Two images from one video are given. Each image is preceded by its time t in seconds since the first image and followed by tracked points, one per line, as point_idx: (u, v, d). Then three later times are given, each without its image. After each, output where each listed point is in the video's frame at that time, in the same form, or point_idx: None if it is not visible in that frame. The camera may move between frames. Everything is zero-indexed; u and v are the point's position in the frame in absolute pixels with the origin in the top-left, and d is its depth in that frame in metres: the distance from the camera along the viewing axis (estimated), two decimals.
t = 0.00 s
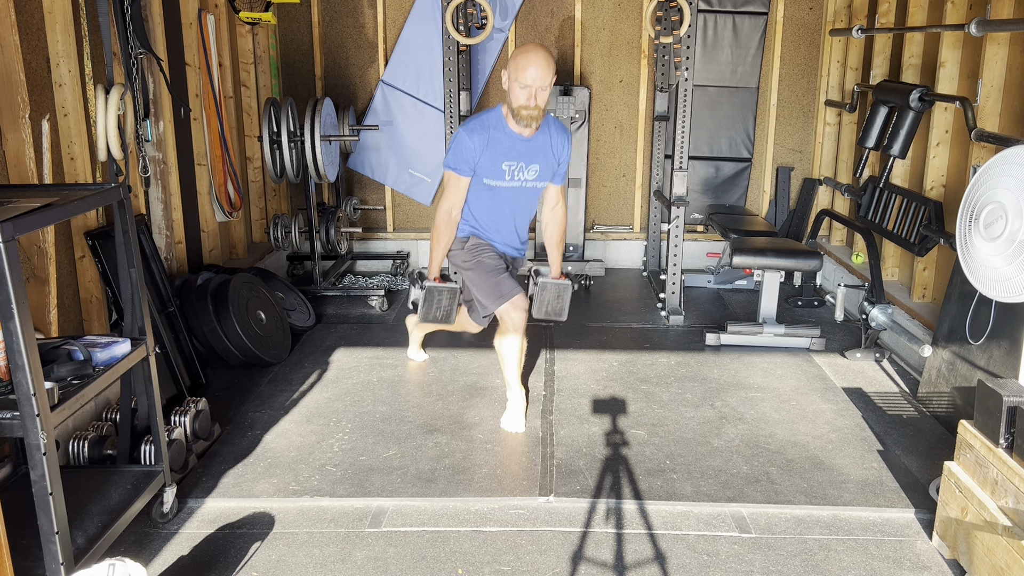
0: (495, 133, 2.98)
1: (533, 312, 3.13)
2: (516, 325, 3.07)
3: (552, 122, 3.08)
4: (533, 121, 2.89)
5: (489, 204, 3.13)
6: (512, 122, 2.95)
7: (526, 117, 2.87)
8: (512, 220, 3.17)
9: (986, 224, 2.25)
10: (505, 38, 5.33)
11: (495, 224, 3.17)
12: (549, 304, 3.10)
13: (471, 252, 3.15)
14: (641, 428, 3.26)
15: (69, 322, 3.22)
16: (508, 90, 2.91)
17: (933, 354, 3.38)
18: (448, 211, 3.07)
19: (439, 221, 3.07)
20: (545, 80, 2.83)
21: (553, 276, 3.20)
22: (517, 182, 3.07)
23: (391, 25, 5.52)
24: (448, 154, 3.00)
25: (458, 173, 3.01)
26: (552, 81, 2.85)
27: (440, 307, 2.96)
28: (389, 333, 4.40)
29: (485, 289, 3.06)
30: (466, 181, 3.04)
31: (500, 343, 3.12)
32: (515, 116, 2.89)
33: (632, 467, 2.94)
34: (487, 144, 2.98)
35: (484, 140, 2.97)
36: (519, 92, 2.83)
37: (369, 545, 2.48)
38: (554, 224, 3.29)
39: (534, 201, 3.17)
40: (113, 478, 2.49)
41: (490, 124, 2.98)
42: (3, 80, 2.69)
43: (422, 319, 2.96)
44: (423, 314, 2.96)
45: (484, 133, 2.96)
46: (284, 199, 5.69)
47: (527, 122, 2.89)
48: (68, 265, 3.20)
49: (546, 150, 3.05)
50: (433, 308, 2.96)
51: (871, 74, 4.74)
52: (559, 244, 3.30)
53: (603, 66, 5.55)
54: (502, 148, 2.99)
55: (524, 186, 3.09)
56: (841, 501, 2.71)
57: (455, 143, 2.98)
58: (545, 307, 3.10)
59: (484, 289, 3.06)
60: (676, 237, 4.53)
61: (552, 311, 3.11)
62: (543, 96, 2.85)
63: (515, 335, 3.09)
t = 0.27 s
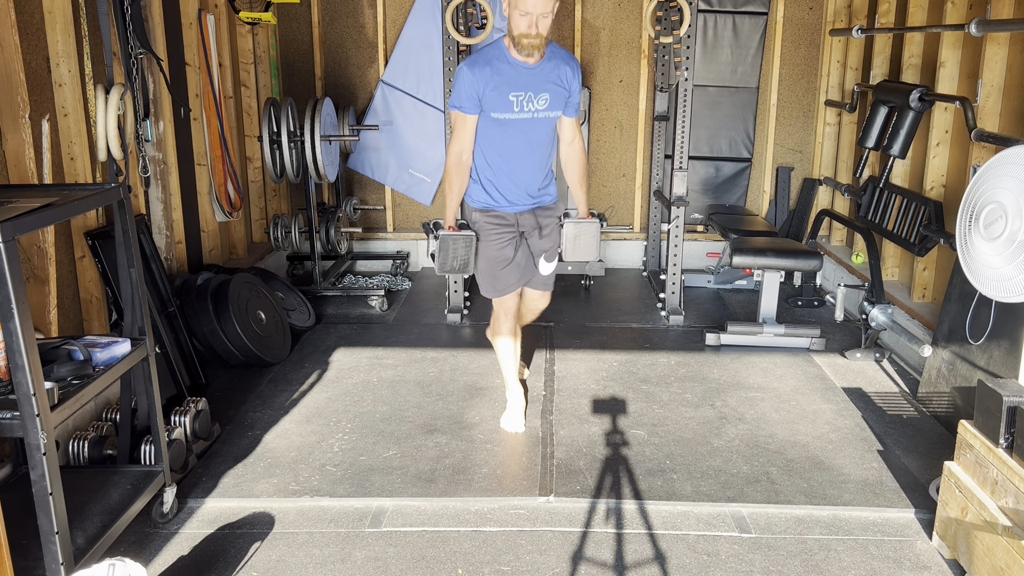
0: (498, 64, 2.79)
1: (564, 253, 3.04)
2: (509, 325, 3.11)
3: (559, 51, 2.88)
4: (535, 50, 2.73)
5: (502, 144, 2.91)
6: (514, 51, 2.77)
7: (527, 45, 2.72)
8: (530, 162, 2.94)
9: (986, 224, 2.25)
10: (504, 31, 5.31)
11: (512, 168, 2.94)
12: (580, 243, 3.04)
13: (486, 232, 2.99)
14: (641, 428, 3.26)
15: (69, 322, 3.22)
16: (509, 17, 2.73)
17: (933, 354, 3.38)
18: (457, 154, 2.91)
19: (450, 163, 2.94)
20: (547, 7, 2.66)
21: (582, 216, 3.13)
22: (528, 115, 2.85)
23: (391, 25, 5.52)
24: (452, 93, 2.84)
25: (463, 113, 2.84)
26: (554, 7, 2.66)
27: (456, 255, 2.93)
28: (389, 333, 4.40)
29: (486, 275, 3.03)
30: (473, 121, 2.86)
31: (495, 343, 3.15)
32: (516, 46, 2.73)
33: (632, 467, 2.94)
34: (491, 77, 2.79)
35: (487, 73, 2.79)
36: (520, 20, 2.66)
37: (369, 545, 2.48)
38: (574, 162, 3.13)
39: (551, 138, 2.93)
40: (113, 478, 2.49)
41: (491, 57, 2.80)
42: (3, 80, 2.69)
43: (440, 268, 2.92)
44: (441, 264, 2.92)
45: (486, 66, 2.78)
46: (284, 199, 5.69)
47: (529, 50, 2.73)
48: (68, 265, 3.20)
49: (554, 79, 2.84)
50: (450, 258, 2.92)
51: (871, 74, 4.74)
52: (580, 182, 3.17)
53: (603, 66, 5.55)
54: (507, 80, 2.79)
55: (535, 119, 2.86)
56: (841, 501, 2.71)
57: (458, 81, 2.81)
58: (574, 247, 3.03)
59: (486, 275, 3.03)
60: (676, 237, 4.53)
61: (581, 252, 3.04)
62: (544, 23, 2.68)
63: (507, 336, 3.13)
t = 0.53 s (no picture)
0: (498, 52, 2.85)
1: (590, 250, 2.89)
2: (517, 326, 3.11)
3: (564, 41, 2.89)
4: (530, 37, 2.79)
5: (507, 133, 2.90)
6: (513, 38, 2.82)
7: (523, 32, 2.77)
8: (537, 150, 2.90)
9: (986, 224, 2.25)
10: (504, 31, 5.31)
11: (519, 157, 2.91)
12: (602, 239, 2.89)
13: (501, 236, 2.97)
14: (641, 428, 3.26)
15: (69, 322, 3.23)
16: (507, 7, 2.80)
17: (933, 354, 3.38)
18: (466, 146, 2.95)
19: (461, 157, 2.98)
20: None
21: (604, 206, 2.99)
22: (528, 99, 2.84)
23: (391, 25, 5.52)
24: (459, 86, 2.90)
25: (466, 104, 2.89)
26: None
27: (471, 249, 2.84)
28: (389, 333, 4.40)
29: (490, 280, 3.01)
30: (478, 111, 2.89)
31: (501, 343, 3.14)
32: (513, 33, 2.80)
33: (632, 467, 2.94)
34: (491, 64, 2.83)
35: (487, 62, 2.84)
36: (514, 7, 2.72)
37: (369, 545, 2.48)
38: (594, 153, 3.06)
39: (558, 125, 2.89)
40: (113, 478, 2.49)
41: (492, 47, 2.86)
42: (3, 80, 2.69)
43: (455, 263, 2.85)
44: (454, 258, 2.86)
45: (487, 56, 2.84)
46: (284, 199, 5.69)
47: (524, 36, 2.78)
48: (68, 265, 3.20)
49: (555, 64, 2.84)
50: (464, 253, 2.85)
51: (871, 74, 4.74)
52: (603, 174, 3.07)
53: (602, 66, 5.55)
54: (506, 67, 2.83)
55: (537, 105, 2.85)
56: (841, 501, 2.71)
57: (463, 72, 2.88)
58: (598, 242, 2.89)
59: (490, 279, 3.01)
60: (676, 237, 4.53)
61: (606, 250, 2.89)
62: (539, 11, 2.73)
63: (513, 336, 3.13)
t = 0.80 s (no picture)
0: (494, 56, 2.85)
1: (591, 243, 2.93)
2: (515, 325, 3.11)
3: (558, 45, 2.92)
4: (527, 37, 2.80)
5: (503, 136, 2.90)
6: (508, 41, 2.83)
7: (518, 31, 2.78)
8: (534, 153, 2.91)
9: (985, 224, 2.25)
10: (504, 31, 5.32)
11: (517, 160, 2.92)
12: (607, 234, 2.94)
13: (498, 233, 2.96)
14: (641, 428, 3.26)
15: (69, 322, 3.23)
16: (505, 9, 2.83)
17: (933, 354, 3.38)
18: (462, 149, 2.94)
19: (456, 159, 2.97)
20: None
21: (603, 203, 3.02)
22: (524, 103, 2.86)
23: (391, 24, 5.52)
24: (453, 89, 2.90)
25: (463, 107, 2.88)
26: None
27: (470, 252, 2.84)
28: (389, 333, 4.40)
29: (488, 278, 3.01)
30: (474, 114, 2.89)
31: (499, 343, 3.15)
32: (509, 34, 2.81)
33: (632, 467, 2.94)
34: (487, 68, 2.84)
35: (483, 65, 2.84)
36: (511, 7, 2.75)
37: (369, 545, 2.48)
38: (592, 153, 3.07)
39: (554, 127, 2.91)
40: (113, 478, 2.49)
41: (488, 50, 2.87)
42: (3, 80, 2.69)
43: (456, 266, 2.83)
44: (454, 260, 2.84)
45: (483, 59, 2.84)
46: (284, 199, 5.69)
47: (521, 37, 2.80)
48: (68, 265, 3.20)
49: (550, 67, 2.86)
50: (464, 255, 2.83)
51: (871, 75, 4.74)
52: (602, 173, 3.09)
53: (602, 67, 5.55)
54: (502, 70, 2.84)
55: (534, 108, 2.86)
56: (841, 501, 2.71)
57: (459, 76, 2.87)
58: (600, 238, 2.93)
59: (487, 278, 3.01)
60: (676, 237, 4.53)
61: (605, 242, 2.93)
62: (537, 10, 2.75)
63: (512, 336, 3.13)
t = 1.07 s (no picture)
0: (498, 67, 2.80)
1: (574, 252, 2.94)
2: (511, 326, 3.11)
3: (559, 58, 2.91)
4: (533, 53, 2.76)
5: (501, 147, 2.89)
6: (513, 54, 2.78)
7: (525, 48, 2.73)
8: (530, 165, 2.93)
9: (986, 224, 2.25)
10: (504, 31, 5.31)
11: (512, 171, 2.92)
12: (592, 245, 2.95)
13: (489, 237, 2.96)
14: (641, 428, 3.26)
15: (69, 322, 3.22)
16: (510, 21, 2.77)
17: (933, 354, 3.38)
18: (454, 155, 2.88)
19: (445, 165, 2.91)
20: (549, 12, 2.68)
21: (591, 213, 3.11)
22: (528, 118, 2.85)
23: (391, 24, 5.52)
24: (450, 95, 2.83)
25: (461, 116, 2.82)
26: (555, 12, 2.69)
27: (453, 259, 2.86)
28: (389, 333, 4.40)
29: (485, 283, 3.00)
30: (472, 123, 2.84)
31: (495, 343, 3.16)
32: (515, 48, 2.75)
33: (632, 467, 2.94)
34: (492, 79, 2.79)
35: (487, 76, 2.78)
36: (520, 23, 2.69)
37: (369, 545, 2.48)
38: (580, 161, 3.17)
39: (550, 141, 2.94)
40: (113, 478, 2.49)
41: (491, 60, 2.80)
42: (3, 80, 2.69)
43: (437, 271, 2.85)
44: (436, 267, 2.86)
45: (487, 69, 2.78)
46: (284, 199, 5.69)
47: (527, 53, 2.75)
48: (68, 265, 3.20)
49: (553, 83, 2.86)
50: (446, 263, 2.85)
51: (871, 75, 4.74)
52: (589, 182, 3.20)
53: (602, 67, 5.55)
54: (506, 83, 2.80)
55: (536, 123, 2.87)
56: (841, 501, 2.71)
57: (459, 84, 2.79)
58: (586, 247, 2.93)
59: (485, 283, 3.00)
60: (676, 237, 4.53)
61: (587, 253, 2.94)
62: (544, 27, 2.70)
63: (508, 337, 3.13)
